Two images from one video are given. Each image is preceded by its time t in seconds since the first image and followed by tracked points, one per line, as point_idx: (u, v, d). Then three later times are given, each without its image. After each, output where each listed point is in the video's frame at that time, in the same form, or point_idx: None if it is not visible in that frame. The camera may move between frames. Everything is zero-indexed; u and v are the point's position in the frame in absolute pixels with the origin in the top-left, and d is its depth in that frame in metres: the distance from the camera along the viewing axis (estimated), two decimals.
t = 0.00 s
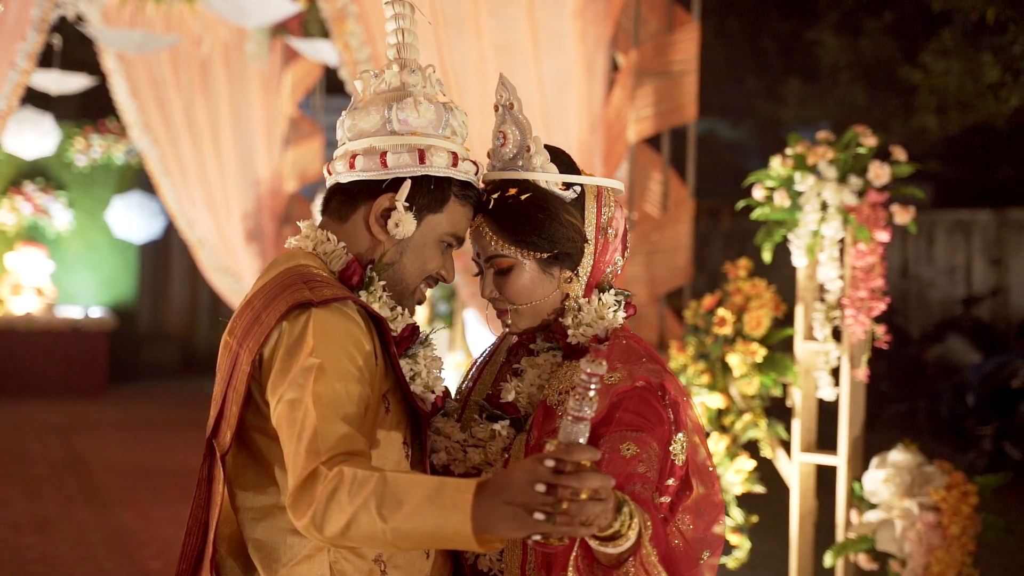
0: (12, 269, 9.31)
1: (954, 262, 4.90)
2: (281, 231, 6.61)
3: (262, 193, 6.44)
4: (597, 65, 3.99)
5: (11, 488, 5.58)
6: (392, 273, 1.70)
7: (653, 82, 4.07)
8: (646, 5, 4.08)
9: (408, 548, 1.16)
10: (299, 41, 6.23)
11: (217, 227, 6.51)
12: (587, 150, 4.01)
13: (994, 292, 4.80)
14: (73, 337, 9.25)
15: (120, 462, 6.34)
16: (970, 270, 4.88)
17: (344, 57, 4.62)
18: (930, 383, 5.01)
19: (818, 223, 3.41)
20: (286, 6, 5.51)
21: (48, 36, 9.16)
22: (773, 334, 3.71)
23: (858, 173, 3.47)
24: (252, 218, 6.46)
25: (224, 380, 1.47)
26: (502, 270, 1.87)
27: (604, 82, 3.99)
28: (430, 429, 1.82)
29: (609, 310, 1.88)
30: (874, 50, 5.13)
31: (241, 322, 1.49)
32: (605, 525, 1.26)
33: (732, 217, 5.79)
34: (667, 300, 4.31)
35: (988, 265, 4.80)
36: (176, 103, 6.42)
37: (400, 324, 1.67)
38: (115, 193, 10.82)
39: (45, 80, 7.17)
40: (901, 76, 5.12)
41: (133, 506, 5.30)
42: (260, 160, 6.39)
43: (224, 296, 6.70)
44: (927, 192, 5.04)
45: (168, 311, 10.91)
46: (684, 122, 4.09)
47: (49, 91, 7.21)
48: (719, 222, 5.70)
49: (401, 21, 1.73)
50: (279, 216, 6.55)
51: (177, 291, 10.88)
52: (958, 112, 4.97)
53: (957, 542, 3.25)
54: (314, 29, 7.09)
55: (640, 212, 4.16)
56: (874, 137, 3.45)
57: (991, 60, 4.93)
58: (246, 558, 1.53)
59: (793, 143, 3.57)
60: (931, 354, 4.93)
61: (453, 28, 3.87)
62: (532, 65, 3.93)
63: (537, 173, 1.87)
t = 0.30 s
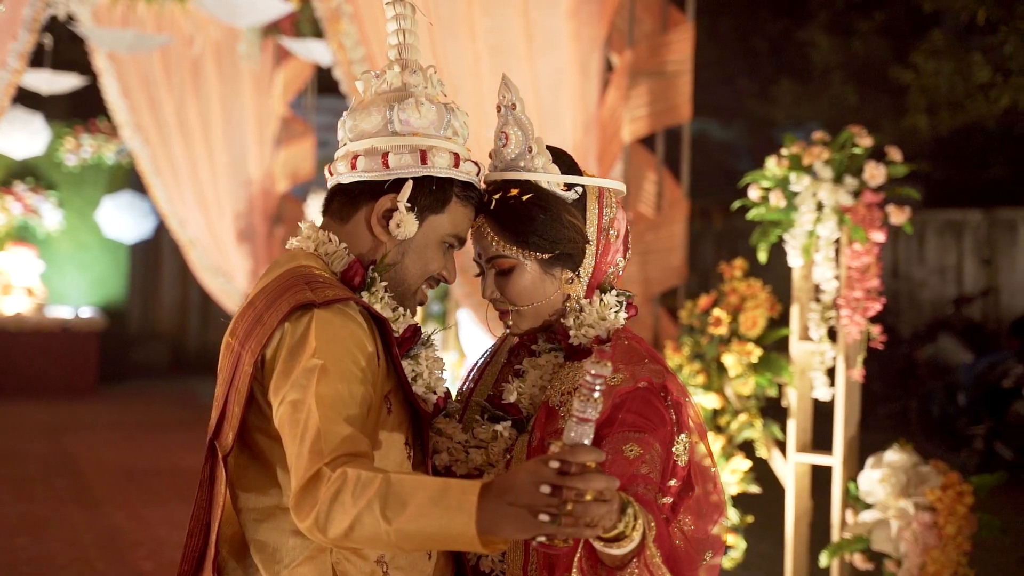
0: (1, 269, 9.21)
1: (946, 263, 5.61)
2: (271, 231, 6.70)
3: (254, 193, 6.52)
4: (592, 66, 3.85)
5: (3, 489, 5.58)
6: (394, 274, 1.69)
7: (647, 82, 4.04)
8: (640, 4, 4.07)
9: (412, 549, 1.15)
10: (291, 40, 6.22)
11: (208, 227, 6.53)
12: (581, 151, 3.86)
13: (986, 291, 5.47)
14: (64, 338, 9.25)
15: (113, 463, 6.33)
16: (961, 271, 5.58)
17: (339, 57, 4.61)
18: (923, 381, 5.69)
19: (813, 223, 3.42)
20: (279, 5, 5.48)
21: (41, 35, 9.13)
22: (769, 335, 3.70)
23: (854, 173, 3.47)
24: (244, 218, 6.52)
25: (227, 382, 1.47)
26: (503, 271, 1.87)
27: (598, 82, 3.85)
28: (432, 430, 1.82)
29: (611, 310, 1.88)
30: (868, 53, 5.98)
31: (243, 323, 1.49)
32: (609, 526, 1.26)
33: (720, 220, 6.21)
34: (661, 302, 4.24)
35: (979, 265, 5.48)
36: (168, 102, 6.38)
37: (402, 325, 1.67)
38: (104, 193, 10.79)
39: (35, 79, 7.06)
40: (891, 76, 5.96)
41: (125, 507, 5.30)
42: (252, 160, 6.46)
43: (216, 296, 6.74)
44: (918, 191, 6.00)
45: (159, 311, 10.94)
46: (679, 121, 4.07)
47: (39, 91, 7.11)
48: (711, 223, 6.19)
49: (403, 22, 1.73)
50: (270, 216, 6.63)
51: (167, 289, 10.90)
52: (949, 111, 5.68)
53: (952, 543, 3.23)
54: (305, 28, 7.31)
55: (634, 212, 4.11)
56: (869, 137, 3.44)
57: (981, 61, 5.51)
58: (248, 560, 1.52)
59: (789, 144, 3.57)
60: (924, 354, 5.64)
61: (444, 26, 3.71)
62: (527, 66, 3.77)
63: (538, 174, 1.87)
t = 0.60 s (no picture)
0: None
1: (929, 262, 5.75)
2: (256, 230, 6.91)
3: (238, 192, 6.68)
4: (580, 66, 3.83)
5: None
6: (391, 275, 1.69)
7: (635, 82, 4.01)
8: (629, 4, 4.03)
9: (412, 550, 1.15)
10: (276, 40, 6.13)
11: (193, 228, 6.65)
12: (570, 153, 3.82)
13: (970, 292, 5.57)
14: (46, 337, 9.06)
15: (99, 464, 6.29)
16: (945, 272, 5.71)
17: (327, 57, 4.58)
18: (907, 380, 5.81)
19: (802, 224, 3.43)
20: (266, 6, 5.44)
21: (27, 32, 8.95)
22: (759, 335, 3.70)
23: (843, 174, 3.48)
24: (229, 217, 6.69)
25: (223, 383, 1.46)
26: (500, 272, 1.87)
27: (587, 82, 3.82)
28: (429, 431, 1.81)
29: (608, 312, 1.88)
30: (851, 53, 6.11)
31: (241, 323, 1.48)
32: (609, 527, 1.26)
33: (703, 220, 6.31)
34: (649, 302, 4.23)
35: (962, 265, 5.59)
36: (152, 102, 6.46)
37: (399, 326, 1.67)
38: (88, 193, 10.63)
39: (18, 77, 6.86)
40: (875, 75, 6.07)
41: (110, 508, 5.27)
42: (236, 160, 6.62)
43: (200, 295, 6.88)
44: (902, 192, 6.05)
45: (143, 311, 10.68)
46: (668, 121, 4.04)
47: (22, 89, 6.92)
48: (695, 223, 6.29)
49: (399, 22, 1.72)
50: (254, 215, 6.81)
51: (150, 292, 10.65)
52: (931, 112, 5.76)
53: (941, 542, 3.26)
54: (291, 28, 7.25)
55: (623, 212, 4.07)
56: (859, 137, 3.45)
57: (965, 61, 5.57)
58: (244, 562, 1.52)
59: (779, 144, 3.57)
60: (908, 353, 5.79)
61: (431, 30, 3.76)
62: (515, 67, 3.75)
63: (534, 175, 1.88)
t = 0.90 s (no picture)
0: None
1: (915, 262, 4.78)
2: (242, 230, 6.67)
3: (225, 192, 6.50)
4: (571, 66, 3.85)
5: None
6: (389, 275, 1.69)
7: (625, 83, 3.92)
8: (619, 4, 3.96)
9: (412, 550, 1.15)
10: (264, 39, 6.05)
11: (181, 229, 6.50)
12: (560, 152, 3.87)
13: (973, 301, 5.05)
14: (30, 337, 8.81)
15: (89, 465, 6.27)
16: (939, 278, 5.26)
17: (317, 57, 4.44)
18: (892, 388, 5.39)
19: (794, 224, 3.42)
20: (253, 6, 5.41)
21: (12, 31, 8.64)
22: (750, 335, 3.70)
23: (834, 174, 3.49)
24: (216, 218, 6.52)
25: (221, 384, 1.45)
26: (498, 272, 1.87)
27: (578, 81, 3.85)
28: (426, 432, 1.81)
29: (606, 312, 1.88)
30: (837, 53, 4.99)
31: (240, 324, 1.47)
32: (609, 526, 1.26)
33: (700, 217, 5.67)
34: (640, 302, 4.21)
35: (949, 266, 4.72)
36: (138, 101, 6.34)
37: (397, 325, 1.67)
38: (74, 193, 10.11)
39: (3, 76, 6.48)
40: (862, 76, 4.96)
41: (97, 510, 5.26)
42: (224, 160, 6.45)
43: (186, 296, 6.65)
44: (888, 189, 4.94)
45: (128, 312, 10.21)
46: (657, 123, 3.96)
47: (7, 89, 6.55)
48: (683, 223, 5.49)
49: (396, 22, 1.72)
50: (242, 215, 6.63)
51: (136, 292, 10.16)
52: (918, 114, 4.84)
53: (933, 542, 3.26)
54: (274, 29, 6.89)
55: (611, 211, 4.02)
56: (850, 138, 3.45)
57: (950, 62, 4.78)
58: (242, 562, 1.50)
59: (770, 144, 3.57)
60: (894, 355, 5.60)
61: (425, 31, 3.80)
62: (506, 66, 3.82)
63: (532, 175, 1.88)
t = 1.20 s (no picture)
0: None
1: (904, 263, 5.76)
2: (232, 231, 6.79)
3: (214, 191, 6.55)
4: (562, 66, 3.67)
5: None
6: (390, 275, 1.69)
7: (618, 83, 3.87)
8: (611, 3, 3.88)
9: (415, 550, 1.14)
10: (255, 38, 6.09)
11: (169, 228, 6.42)
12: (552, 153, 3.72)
13: (943, 291, 5.75)
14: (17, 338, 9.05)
15: (79, 465, 6.26)
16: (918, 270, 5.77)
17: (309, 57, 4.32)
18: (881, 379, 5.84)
19: (788, 224, 3.43)
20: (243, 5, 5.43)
21: None
22: (743, 334, 3.68)
23: (827, 174, 3.50)
24: (205, 218, 6.54)
25: (222, 384, 1.45)
26: (499, 274, 1.87)
27: (569, 83, 3.67)
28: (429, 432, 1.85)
29: (606, 312, 1.88)
30: (824, 54, 6.35)
31: (241, 324, 1.47)
32: (614, 526, 1.25)
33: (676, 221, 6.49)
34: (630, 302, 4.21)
35: (935, 265, 5.70)
36: (126, 99, 6.28)
37: (398, 326, 1.67)
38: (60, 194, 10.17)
39: None
40: (848, 76, 6.32)
41: (86, 510, 5.25)
42: (213, 160, 6.49)
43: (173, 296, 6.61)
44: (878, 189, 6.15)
45: (115, 311, 10.66)
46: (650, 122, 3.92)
47: None
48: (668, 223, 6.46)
49: (397, 22, 1.72)
50: (230, 215, 6.70)
51: (122, 287, 10.60)
52: (904, 112, 6.00)
53: (926, 541, 3.28)
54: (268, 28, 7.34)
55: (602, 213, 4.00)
56: (843, 138, 3.45)
57: (938, 62, 5.88)
58: (245, 561, 1.51)
59: (763, 144, 3.58)
60: (883, 352, 5.79)
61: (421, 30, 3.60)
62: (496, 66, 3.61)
63: (531, 175, 1.88)
